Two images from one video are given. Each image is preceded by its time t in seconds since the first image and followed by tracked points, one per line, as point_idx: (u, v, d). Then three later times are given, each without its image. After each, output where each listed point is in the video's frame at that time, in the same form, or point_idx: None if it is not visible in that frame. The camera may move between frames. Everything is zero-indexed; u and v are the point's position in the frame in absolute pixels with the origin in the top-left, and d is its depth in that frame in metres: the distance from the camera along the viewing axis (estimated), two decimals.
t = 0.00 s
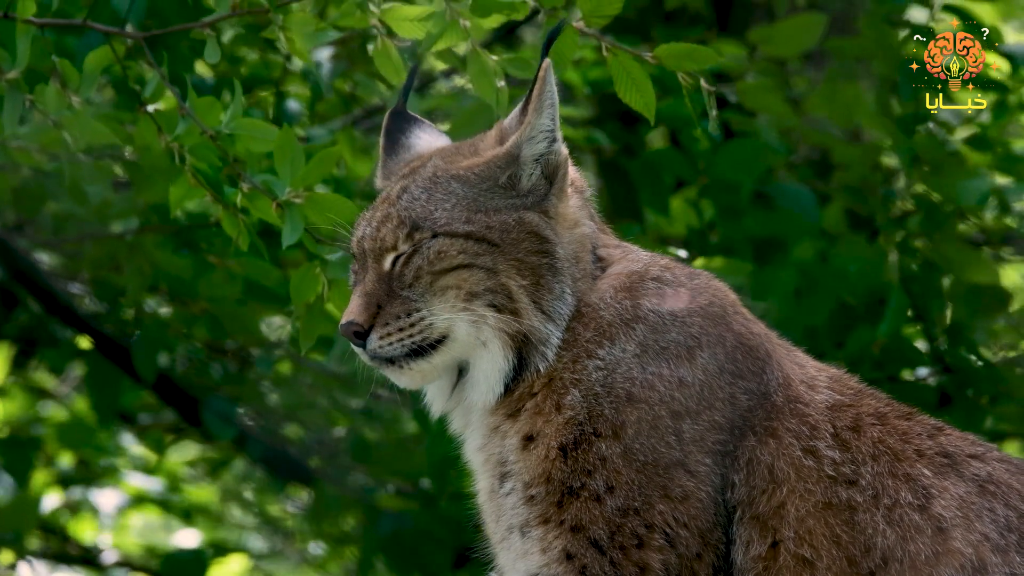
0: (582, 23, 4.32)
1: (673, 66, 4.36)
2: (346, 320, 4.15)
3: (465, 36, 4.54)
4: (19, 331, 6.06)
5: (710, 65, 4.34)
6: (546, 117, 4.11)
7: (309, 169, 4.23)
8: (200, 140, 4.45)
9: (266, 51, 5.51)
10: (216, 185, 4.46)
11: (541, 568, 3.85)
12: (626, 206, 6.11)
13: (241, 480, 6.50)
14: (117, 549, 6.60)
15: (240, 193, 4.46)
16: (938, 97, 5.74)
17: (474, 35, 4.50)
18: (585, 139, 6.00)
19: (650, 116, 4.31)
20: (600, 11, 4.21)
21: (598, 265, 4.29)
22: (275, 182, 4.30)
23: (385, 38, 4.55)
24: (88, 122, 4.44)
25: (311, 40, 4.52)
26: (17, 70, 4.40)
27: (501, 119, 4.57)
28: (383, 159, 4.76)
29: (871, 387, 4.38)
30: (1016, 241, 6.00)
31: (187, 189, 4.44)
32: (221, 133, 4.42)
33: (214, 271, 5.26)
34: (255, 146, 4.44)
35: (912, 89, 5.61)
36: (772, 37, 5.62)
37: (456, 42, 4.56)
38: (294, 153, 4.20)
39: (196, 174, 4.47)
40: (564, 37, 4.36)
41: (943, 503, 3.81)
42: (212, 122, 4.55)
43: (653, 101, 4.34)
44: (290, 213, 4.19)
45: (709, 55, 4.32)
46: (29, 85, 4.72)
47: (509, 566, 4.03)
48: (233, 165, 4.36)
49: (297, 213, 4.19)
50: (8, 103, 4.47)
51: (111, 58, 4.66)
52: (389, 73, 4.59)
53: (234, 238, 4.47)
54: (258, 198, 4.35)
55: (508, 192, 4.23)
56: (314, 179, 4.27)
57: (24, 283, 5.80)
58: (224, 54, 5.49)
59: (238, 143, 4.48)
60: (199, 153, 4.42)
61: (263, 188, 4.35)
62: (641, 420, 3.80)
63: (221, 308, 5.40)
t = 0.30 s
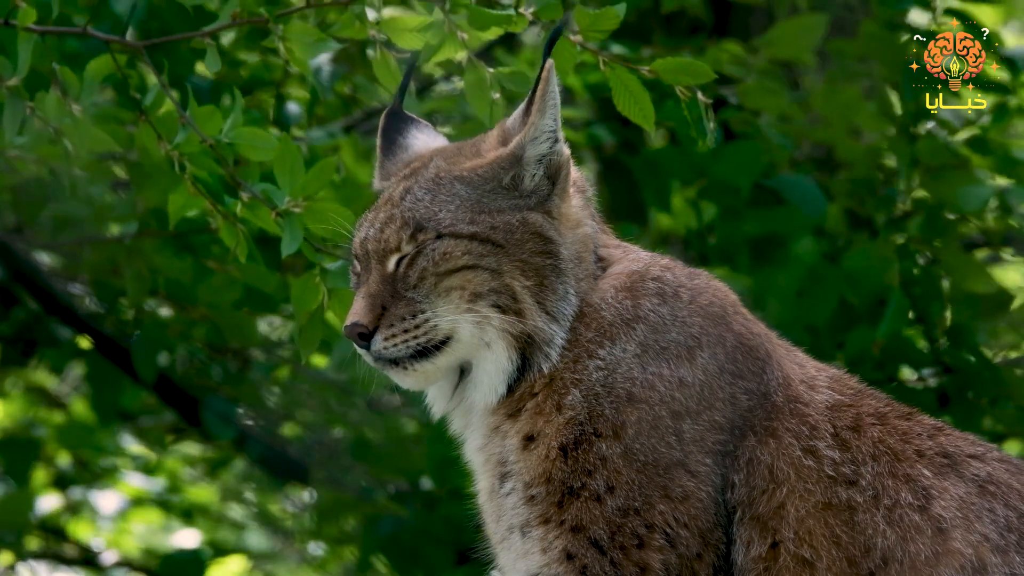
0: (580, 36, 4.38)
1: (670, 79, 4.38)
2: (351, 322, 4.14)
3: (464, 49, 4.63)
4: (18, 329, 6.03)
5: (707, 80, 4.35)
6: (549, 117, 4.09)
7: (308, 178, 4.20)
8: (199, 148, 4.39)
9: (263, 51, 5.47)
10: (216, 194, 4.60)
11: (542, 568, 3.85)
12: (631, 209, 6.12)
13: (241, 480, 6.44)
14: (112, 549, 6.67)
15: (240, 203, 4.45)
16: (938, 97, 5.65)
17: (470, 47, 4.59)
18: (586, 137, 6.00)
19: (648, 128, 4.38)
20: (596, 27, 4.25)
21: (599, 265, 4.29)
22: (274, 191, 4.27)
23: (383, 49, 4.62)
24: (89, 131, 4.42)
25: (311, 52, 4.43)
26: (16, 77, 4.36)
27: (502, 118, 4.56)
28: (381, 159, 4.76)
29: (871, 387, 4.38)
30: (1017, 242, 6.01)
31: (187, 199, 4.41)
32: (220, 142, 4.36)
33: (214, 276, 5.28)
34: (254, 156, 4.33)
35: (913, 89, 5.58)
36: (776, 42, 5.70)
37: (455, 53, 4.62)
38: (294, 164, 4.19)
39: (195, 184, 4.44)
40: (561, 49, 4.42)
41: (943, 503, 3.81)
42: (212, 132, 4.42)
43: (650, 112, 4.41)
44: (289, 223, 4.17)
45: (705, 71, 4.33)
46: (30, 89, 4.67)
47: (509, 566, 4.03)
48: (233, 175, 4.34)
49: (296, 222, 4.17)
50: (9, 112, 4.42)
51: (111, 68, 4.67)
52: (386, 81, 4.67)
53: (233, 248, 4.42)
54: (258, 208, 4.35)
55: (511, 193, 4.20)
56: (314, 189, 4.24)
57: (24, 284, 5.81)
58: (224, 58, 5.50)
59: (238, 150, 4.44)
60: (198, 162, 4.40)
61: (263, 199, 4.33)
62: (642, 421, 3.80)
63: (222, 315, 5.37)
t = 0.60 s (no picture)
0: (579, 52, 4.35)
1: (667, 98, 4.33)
2: (356, 323, 4.10)
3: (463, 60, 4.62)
4: (20, 331, 6.12)
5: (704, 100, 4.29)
6: (553, 118, 4.09)
7: (310, 190, 4.22)
8: (201, 158, 4.37)
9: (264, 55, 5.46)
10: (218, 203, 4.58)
11: (542, 568, 3.85)
12: (631, 211, 6.02)
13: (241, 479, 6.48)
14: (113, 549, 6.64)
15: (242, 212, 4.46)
16: (938, 97, 5.67)
17: (470, 58, 4.58)
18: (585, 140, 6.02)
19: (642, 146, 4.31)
20: (594, 41, 4.23)
21: (600, 265, 4.29)
22: (275, 203, 4.29)
23: (384, 60, 4.75)
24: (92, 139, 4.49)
25: (313, 61, 4.45)
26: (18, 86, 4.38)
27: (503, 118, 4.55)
28: (377, 161, 4.76)
29: (871, 386, 4.38)
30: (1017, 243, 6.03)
31: (191, 207, 4.40)
32: (223, 153, 4.34)
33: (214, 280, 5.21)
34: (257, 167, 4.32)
35: (914, 89, 5.58)
36: (775, 48, 5.70)
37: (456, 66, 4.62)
38: (295, 174, 4.21)
39: (198, 192, 4.42)
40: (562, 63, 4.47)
41: (943, 503, 3.81)
42: (212, 142, 4.38)
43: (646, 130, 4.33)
44: (291, 233, 4.20)
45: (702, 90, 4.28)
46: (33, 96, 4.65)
47: (509, 566, 4.03)
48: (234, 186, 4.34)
49: (298, 233, 4.19)
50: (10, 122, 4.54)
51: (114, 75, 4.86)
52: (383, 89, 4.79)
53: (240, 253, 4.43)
54: (260, 219, 4.32)
55: (515, 194, 4.18)
56: (314, 201, 4.25)
57: (24, 283, 5.81)
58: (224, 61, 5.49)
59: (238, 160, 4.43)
60: (200, 171, 4.36)
61: (264, 210, 4.33)
62: (642, 421, 3.80)
63: (219, 318, 5.26)
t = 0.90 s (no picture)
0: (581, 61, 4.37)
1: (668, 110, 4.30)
2: (361, 324, 4.04)
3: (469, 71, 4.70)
4: (23, 332, 6.11)
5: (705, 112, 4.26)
6: (558, 119, 4.07)
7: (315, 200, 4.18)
8: (206, 168, 4.46)
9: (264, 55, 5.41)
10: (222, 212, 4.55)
11: (542, 568, 3.85)
12: (631, 211, 6.05)
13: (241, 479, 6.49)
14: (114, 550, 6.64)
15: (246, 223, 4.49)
16: (938, 96, 5.72)
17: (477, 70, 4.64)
18: (585, 142, 6.02)
19: (643, 158, 4.31)
20: (597, 51, 4.23)
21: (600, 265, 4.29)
22: (279, 213, 4.34)
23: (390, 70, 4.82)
24: (95, 148, 4.44)
25: (317, 71, 4.45)
26: (24, 94, 4.39)
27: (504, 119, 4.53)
28: (373, 163, 4.74)
29: (870, 386, 4.37)
30: (1018, 244, 6.07)
31: (194, 218, 4.44)
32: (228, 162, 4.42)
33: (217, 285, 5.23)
34: (262, 177, 4.40)
35: (914, 90, 5.68)
36: (774, 52, 5.68)
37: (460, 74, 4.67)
38: (301, 185, 4.16)
39: (202, 203, 4.49)
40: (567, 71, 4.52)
41: (943, 503, 3.80)
42: (217, 151, 4.48)
43: (648, 142, 4.33)
44: (294, 244, 4.18)
45: (704, 103, 4.24)
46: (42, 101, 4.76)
47: (509, 566, 4.03)
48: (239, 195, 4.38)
49: (302, 245, 4.18)
50: (15, 128, 4.46)
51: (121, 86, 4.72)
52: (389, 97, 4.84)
53: (242, 266, 4.47)
54: (264, 229, 4.37)
55: (519, 195, 4.17)
56: (319, 210, 4.22)
57: (24, 284, 5.80)
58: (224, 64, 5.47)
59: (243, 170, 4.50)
60: (205, 181, 4.45)
61: (269, 220, 4.39)
62: (642, 421, 3.80)
63: (216, 321, 5.27)
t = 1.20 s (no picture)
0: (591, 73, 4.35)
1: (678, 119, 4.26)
2: (369, 326, 4.02)
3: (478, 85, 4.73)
4: (27, 333, 6.14)
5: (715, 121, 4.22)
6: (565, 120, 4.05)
7: (320, 209, 4.15)
8: (213, 178, 4.40)
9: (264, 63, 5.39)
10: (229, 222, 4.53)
11: (543, 568, 3.85)
12: (631, 212, 6.22)
13: (241, 479, 6.50)
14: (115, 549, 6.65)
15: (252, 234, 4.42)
16: (938, 96, 5.75)
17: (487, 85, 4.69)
18: (585, 144, 6.03)
19: (655, 171, 4.29)
20: (608, 62, 4.24)
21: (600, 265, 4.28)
22: (285, 223, 4.27)
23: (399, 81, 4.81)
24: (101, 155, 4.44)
25: (325, 82, 4.42)
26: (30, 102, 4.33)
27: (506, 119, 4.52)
28: (368, 162, 4.72)
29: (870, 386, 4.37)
30: (1018, 246, 6.08)
31: (200, 228, 4.38)
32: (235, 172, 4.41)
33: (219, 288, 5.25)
34: (268, 187, 4.37)
35: (913, 92, 5.70)
36: (773, 56, 5.75)
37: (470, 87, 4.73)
38: (308, 195, 4.13)
39: (208, 213, 4.40)
40: (575, 84, 4.46)
41: (943, 502, 3.81)
42: (223, 161, 4.48)
43: (660, 153, 4.32)
44: (300, 254, 4.16)
45: (713, 111, 4.21)
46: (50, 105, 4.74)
47: (509, 565, 4.03)
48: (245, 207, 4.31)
49: (308, 257, 4.15)
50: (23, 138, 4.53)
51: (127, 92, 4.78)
52: (403, 113, 4.86)
53: (246, 277, 4.48)
54: (270, 240, 4.28)
55: (524, 197, 4.13)
56: (325, 219, 4.17)
57: (25, 285, 5.85)
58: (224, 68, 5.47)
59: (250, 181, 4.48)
60: (212, 191, 4.38)
61: (275, 230, 4.31)
62: (642, 421, 3.81)
63: (219, 326, 5.31)
